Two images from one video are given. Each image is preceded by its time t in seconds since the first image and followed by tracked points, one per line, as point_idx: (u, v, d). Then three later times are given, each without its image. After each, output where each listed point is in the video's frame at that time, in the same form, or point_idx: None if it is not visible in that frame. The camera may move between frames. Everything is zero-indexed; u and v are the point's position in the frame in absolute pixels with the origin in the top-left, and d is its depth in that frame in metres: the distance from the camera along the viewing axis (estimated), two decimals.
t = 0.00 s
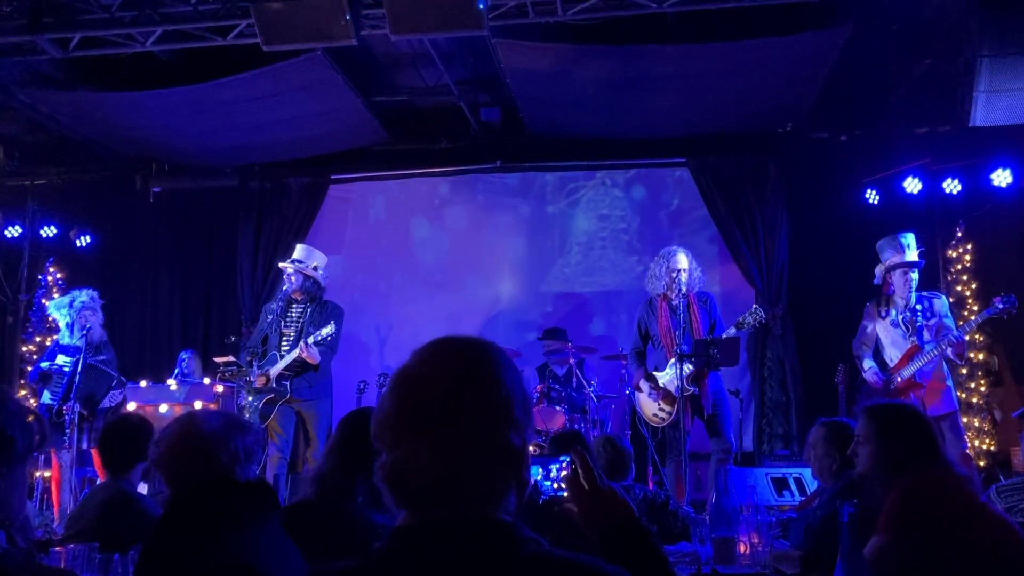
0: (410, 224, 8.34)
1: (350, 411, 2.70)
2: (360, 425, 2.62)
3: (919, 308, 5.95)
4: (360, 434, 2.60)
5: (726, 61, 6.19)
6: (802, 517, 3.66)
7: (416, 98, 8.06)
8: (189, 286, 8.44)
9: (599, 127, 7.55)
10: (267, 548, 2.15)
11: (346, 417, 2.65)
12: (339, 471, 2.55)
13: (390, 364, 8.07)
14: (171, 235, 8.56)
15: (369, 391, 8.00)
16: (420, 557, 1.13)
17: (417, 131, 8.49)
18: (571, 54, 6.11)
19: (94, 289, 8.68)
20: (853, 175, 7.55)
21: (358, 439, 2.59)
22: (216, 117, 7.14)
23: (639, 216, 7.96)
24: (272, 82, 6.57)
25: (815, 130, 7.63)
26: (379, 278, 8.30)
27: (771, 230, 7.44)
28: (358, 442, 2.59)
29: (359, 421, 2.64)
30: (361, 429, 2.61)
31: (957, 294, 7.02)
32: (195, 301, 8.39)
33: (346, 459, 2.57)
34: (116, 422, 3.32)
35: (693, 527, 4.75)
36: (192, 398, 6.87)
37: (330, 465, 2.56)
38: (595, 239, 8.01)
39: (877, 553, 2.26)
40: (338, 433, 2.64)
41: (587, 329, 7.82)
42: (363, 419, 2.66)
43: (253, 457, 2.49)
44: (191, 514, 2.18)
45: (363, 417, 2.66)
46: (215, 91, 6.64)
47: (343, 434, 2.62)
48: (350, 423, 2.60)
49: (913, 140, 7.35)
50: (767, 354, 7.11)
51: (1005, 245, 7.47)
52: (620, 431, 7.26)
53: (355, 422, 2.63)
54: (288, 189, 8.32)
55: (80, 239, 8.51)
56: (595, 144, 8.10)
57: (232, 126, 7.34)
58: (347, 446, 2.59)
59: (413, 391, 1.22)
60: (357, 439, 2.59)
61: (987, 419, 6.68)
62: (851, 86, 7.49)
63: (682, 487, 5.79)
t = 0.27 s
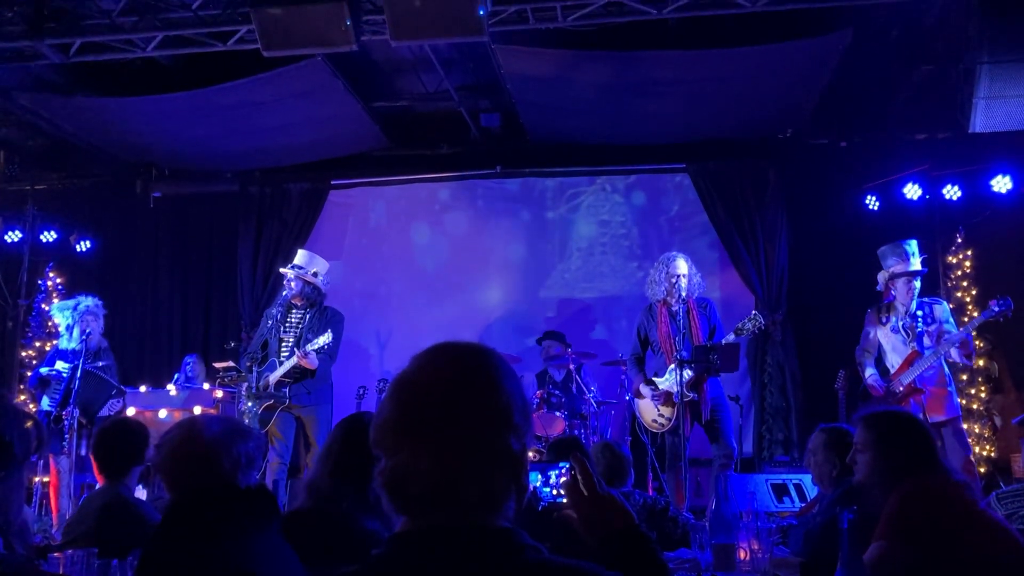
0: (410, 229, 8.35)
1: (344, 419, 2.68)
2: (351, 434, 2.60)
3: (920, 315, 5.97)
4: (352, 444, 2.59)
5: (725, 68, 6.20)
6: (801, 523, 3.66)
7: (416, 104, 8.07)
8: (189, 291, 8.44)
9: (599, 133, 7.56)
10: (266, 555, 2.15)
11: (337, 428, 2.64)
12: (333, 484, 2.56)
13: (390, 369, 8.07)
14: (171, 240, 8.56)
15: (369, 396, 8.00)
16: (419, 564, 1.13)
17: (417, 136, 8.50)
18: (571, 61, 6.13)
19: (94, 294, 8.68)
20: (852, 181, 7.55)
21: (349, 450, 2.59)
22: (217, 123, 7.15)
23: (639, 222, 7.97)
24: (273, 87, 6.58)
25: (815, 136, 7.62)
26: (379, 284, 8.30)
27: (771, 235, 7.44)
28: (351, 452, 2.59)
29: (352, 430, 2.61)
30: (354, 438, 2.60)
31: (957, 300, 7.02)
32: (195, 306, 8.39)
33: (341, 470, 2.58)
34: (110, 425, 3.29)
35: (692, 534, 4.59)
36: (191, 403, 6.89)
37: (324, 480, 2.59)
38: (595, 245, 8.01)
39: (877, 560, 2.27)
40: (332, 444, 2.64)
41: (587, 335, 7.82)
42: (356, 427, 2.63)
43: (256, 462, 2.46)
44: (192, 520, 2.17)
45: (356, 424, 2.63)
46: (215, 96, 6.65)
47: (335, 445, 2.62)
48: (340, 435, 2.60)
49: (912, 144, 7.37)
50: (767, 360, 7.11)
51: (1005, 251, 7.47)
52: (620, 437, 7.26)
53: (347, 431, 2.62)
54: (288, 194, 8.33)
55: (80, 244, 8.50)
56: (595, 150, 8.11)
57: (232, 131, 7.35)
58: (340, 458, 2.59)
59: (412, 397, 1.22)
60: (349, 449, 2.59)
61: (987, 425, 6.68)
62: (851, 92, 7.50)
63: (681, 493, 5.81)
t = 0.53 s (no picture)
0: (410, 238, 8.36)
1: (338, 426, 2.71)
2: (346, 441, 2.65)
3: (922, 323, 5.97)
4: (347, 451, 2.64)
5: (726, 77, 6.23)
6: (802, 534, 3.66)
7: (417, 113, 8.09)
8: (190, 300, 8.45)
9: (599, 143, 7.58)
10: (267, 564, 2.16)
11: (330, 435, 2.68)
12: (328, 489, 2.57)
13: (390, 378, 8.07)
14: (172, 248, 8.57)
15: (369, 406, 7.99)
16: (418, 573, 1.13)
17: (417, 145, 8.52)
18: (572, 70, 6.14)
19: (95, 303, 8.68)
20: (853, 191, 7.56)
21: (344, 456, 2.64)
22: (218, 132, 7.17)
23: (639, 231, 7.98)
24: (274, 97, 6.61)
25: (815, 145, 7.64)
26: (379, 293, 8.31)
27: (771, 245, 7.45)
28: (346, 459, 2.63)
29: (347, 436, 2.66)
30: (348, 444, 2.65)
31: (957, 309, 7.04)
32: (195, 315, 8.40)
33: (337, 477, 2.60)
34: (111, 433, 3.29)
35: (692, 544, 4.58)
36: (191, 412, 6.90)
37: (319, 487, 2.60)
38: (595, 254, 8.02)
39: (876, 569, 2.26)
40: (327, 453, 2.68)
41: (587, 343, 7.82)
42: (350, 432, 2.67)
43: (255, 472, 2.48)
44: (194, 527, 2.17)
45: (350, 430, 2.67)
46: (216, 105, 6.67)
47: (330, 453, 2.66)
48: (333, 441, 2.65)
49: (913, 154, 7.42)
50: (767, 369, 7.11)
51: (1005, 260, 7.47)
52: (620, 446, 7.24)
53: (342, 437, 2.66)
54: (289, 203, 8.35)
55: (80, 253, 8.52)
56: (595, 159, 8.12)
57: (234, 140, 7.37)
58: (335, 466, 2.63)
59: (412, 408, 1.23)
60: (344, 456, 2.64)
61: (988, 434, 6.67)
62: (851, 101, 7.52)
63: (682, 503, 5.79)
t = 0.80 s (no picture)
0: (410, 247, 8.36)
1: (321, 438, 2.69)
2: (330, 451, 2.64)
3: (925, 334, 5.93)
4: (332, 460, 2.63)
5: (725, 88, 6.23)
6: (802, 546, 3.64)
7: (417, 123, 8.10)
8: (189, 310, 8.44)
9: (598, 153, 7.59)
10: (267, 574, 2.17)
11: (316, 445, 2.66)
12: (319, 498, 2.56)
13: (389, 388, 8.06)
14: (172, 258, 8.56)
15: (368, 415, 7.97)
16: None
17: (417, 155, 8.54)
18: (572, 81, 6.15)
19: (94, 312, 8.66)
20: (853, 202, 7.56)
21: (329, 466, 2.62)
22: (218, 141, 7.17)
23: (638, 241, 7.98)
24: (274, 107, 6.61)
25: (815, 156, 7.65)
26: (379, 303, 8.30)
27: (770, 255, 7.45)
28: (333, 469, 2.62)
29: (330, 446, 2.65)
30: (334, 454, 2.64)
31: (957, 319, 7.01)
32: (195, 325, 8.39)
33: (327, 487, 2.59)
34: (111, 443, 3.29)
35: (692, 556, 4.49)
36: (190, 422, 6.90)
37: (309, 498, 2.59)
38: (595, 263, 8.01)
39: None
40: (312, 465, 2.66)
41: (586, 353, 7.81)
42: (333, 442, 2.66)
43: (254, 484, 2.43)
44: (191, 542, 2.15)
45: (334, 440, 2.66)
46: (216, 115, 6.67)
47: (316, 465, 2.65)
48: (318, 452, 2.63)
49: (915, 163, 7.31)
50: (767, 379, 7.10)
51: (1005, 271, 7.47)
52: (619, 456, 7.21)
53: (326, 447, 2.64)
54: (289, 213, 8.36)
55: (80, 261, 8.57)
56: (595, 169, 8.13)
57: (234, 150, 7.37)
58: (322, 477, 2.61)
59: (412, 420, 1.22)
60: (331, 466, 2.62)
61: (988, 446, 6.66)
62: (851, 112, 7.53)
63: (681, 514, 5.75)
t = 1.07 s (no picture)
0: (409, 256, 8.36)
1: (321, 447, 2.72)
2: (329, 460, 2.65)
3: (926, 343, 5.92)
4: (329, 468, 2.64)
5: (724, 98, 6.25)
6: (801, 556, 3.63)
7: (416, 132, 8.12)
8: (188, 319, 8.43)
9: (597, 162, 7.60)
10: None
11: (315, 455, 2.67)
12: (315, 504, 2.57)
13: (387, 397, 8.05)
14: (171, 266, 8.56)
15: (366, 424, 7.96)
16: None
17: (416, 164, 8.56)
18: (570, 90, 6.16)
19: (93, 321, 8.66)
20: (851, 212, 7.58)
21: (326, 475, 2.63)
22: (217, 150, 7.18)
23: (637, 250, 7.98)
24: (273, 116, 6.63)
25: (813, 165, 7.69)
26: (378, 311, 8.30)
27: (769, 264, 7.45)
28: (329, 477, 2.63)
29: (328, 456, 2.66)
30: (331, 463, 2.65)
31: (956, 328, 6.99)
32: (193, 334, 8.38)
33: (323, 494, 2.59)
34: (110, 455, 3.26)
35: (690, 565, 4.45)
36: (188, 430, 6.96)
37: (303, 504, 2.60)
38: (593, 272, 8.02)
39: None
40: (309, 474, 2.68)
41: (584, 362, 7.82)
42: (332, 452, 2.67)
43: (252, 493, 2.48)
44: (187, 547, 2.14)
45: (332, 449, 2.68)
46: (216, 124, 6.69)
47: (312, 473, 2.66)
48: (316, 461, 2.64)
49: (911, 175, 7.33)
50: (766, 389, 7.10)
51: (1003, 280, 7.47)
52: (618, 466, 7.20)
53: (325, 456, 2.66)
54: (288, 222, 8.38)
55: (78, 270, 8.55)
56: (594, 178, 8.15)
57: (234, 159, 7.38)
58: (319, 484, 2.62)
59: (411, 427, 1.17)
60: (327, 474, 2.63)
61: (987, 455, 6.66)
62: (849, 122, 7.56)
63: (679, 523, 5.69)
